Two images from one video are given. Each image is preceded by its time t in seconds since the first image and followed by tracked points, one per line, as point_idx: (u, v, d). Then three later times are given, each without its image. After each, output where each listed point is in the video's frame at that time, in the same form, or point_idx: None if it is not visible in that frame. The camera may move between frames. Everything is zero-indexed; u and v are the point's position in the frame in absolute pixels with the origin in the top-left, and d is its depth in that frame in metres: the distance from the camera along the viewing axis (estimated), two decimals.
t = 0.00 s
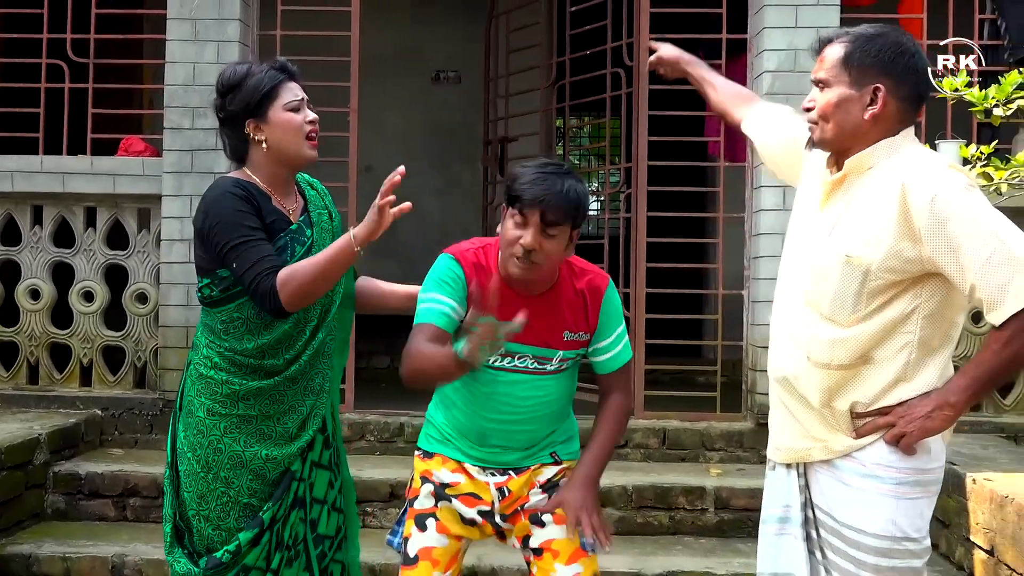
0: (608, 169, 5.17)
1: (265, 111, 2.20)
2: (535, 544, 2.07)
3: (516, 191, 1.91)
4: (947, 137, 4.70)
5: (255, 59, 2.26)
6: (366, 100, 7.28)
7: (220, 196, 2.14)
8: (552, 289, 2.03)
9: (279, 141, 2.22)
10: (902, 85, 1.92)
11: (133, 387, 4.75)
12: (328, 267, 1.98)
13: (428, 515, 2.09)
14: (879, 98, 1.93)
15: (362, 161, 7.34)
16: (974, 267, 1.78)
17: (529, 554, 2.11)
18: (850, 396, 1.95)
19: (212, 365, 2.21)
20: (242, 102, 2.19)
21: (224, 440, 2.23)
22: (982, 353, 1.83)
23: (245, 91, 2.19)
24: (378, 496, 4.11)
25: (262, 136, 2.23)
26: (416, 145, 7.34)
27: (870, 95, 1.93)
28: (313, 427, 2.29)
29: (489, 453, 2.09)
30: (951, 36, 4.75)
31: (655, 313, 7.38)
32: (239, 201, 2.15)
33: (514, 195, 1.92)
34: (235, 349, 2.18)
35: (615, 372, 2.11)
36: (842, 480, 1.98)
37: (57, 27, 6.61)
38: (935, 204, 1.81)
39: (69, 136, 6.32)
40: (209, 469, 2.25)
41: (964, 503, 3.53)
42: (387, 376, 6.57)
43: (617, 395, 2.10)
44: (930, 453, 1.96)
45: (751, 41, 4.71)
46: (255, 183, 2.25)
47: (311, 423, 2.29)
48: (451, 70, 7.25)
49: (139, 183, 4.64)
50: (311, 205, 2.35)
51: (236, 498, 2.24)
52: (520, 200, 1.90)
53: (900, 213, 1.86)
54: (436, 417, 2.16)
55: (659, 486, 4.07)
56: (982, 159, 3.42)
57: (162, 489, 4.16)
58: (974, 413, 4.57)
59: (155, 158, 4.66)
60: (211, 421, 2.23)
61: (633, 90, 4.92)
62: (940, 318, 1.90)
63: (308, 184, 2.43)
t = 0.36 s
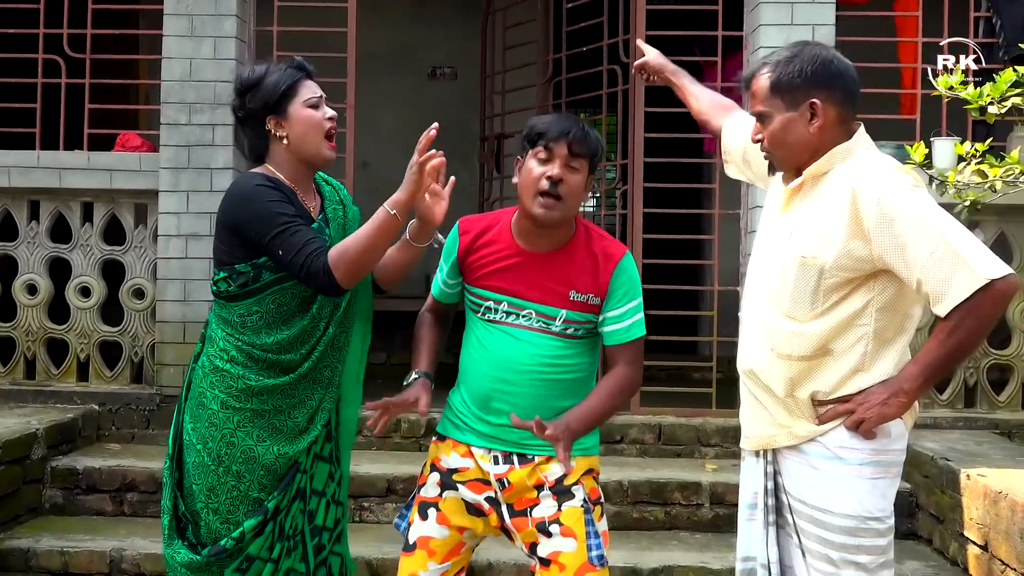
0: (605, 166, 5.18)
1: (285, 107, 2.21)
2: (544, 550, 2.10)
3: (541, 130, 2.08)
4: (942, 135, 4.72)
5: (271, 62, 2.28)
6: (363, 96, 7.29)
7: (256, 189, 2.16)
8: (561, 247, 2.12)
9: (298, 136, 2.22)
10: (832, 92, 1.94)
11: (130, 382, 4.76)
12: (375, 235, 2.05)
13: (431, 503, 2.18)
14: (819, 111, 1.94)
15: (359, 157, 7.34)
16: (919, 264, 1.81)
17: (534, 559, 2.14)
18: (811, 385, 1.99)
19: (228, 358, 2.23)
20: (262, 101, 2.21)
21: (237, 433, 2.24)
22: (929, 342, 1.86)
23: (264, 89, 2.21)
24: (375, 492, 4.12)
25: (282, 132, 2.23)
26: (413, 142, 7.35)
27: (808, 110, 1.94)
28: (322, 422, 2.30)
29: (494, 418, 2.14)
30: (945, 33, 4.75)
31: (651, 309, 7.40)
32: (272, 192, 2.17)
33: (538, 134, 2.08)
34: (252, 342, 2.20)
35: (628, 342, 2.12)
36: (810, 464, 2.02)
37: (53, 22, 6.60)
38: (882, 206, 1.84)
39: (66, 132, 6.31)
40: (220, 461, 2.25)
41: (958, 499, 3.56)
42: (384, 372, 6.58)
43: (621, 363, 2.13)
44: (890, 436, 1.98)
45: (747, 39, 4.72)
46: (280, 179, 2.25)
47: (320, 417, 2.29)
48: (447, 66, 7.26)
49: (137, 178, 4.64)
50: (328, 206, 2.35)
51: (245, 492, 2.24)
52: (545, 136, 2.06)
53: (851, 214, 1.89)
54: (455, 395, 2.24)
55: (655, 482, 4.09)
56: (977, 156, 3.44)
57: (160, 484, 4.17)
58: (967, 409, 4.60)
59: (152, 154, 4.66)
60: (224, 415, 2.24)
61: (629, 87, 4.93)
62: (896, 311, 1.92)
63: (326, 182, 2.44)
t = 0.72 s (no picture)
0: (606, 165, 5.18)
1: (294, 105, 2.21)
2: (558, 535, 2.15)
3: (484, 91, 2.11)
4: (943, 134, 4.72)
5: (285, 60, 2.28)
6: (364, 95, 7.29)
7: (262, 195, 2.16)
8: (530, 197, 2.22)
9: (305, 135, 2.22)
10: (827, 92, 1.96)
11: (132, 380, 4.76)
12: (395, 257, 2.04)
13: (453, 520, 2.12)
14: (811, 110, 1.97)
15: (359, 156, 7.34)
16: (908, 257, 1.83)
17: (546, 542, 2.19)
18: (809, 382, 2.00)
19: (237, 361, 2.23)
20: (273, 96, 2.21)
21: (246, 434, 2.24)
22: (922, 335, 1.89)
23: (276, 84, 2.21)
24: (376, 490, 4.12)
25: (289, 130, 2.23)
26: (414, 141, 7.35)
27: (801, 108, 1.97)
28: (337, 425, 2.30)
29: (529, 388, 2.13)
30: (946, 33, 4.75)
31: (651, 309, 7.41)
32: (277, 198, 2.16)
33: (485, 95, 2.10)
34: (262, 347, 2.20)
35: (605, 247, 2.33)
36: (810, 461, 2.01)
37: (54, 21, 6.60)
38: (867, 204, 1.86)
39: (67, 130, 6.31)
40: (234, 463, 2.26)
41: (959, 499, 3.56)
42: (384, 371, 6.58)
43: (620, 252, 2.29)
44: (888, 431, 1.99)
45: (749, 38, 4.72)
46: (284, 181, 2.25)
47: (334, 420, 2.30)
48: (448, 65, 7.25)
49: (139, 177, 4.64)
50: (334, 208, 2.35)
51: (260, 491, 2.24)
52: (494, 94, 2.10)
53: (840, 214, 1.91)
54: (462, 391, 2.17)
55: (656, 481, 4.10)
56: (979, 156, 3.44)
57: (161, 482, 4.17)
58: (968, 409, 4.60)
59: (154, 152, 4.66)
60: (235, 416, 2.25)
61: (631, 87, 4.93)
62: (888, 306, 1.95)
63: (334, 180, 2.44)
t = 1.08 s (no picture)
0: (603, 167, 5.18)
1: (267, 102, 2.18)
2: (547, 526, 2.22)
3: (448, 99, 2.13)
4: (942, 135, 4.72)
5: (254, 53, 2.24)
6: (363, 96, 7.29)
7: (237, 199, 2.10)
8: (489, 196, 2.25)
9: (278, 132, 2.19)
10: (865, 94, 1.95)
11: (129, 380, 4.76)
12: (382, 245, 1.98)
13: (463, 531, 2.09)
14: (845, 107, 1.95)
15: (358, 157, 7.34)
16: (937, 259, 1.79)
17: (530, 537, 2.23)
18: (832, 389, 1.97)
19: (208, 366, 2.21)
20: (243, 92, 2.17)
21: (218, 443, 2.22)
22: (952, 338, 1.84)
23: (248, 79, 2.17)
24: (374, 491, 4.12)
25: (260, 127, 2.20)
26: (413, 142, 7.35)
27: (836, 103, 1.95)
28: (299, 429, 2.28)
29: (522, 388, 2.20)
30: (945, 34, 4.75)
31: (649, 310, 7.41)
32: (254, 198, 2.11)
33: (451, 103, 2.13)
34: (231, 349, 2.18)
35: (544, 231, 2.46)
36: (831, 471, 1.98)
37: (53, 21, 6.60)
38: (894, 204, 1.83)
39: (66, 130, 6.32)
40: (201, 473, 2.24)
41: (957, 500, 3.57)
42: (382, 371, 6.58)
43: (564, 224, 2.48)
44: (911, 440, 1.97)
45: (747, 39, 4.73)
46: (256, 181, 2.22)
47: (295, 429, 2.27)
48: (447, 66, 7.25)
49: (137, 177, 4.64)
50: (308, 205, 2.35)
51: (226, 505, 2.23)
52: (459, 103, 2.13)
53: (864, 214, 1.88)
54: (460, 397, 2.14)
55: (654, 482, 4.10)
56: (977, 158, 3.44)
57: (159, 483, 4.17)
58: (965, 410, 4.61)
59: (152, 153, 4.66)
60: (206, 423, 2.22)
61: (630, 87, 4.93)
62: (913, 311, 1.92)
63: (307, 177, 2.43)
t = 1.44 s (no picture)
0: (599, 167, 5.18)
1: (247, 104, 2.17)
2: (546, 529, 2.22)
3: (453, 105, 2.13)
4: (938, 135, 4.73)
5: (224, 55, 2.23)
6: (359, 97, 7.29)
7: (227, 207, 2.08)
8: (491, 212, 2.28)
9: (263, 134, 2.19)
10: (891, 91, 1.95)
11: (126, 383, 4.75)
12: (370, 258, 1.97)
13: (459, 537, 2.11)
14: (868, 104, 1.95)
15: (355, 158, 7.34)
16: (954, 267, 1.78)
17: (528, 540, 2.24)
18: (836, 391, 1.97)
19: (211, 371, 2.20)
20: (221, 97, 2.16)
21: (222, 449, 2.21)
22: (959, 348, 1.82)
23: (223, 85, 2.16)
24: (373, 492, 4.12)
25: (244, 131, 2.19)
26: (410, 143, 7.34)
27: (860, 99, 1.95)
28: (304, 435, 2.29)
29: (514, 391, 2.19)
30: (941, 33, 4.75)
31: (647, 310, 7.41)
32: (244, 206, 2.09)
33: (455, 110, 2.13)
34: (234, 354, 2.17)
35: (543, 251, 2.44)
36: (830, 474, 1.99)
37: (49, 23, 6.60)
38: (914, 207, 1.82)
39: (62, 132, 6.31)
40: (204, 480, 2.23)
41: (954, 499, 3.57)
42: (379, 372, 6.58)
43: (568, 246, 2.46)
44: (913, 444, 1.96)
45: (743, 39, 4.73)
46: (246, 184, 2.22)
47: (302, 430, 2.29)
48: (443, 67, 7.25)
49: (133, 179, 4.64)
50: (302, 205, 2.33)
51: (230, 510, 2.22)
52: (464, 109, 2.13)
53: (882, 216, 1.87)
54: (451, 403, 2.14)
55: (652, 482, 4.10)
56: (974, 157, 3.44)
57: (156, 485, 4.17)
58: (962, 409, 4.62)
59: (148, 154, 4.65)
60: (209, 429, 2.21)
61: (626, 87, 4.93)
62: (922, 317, 1.91)
63: (298, 177, 2.42)
